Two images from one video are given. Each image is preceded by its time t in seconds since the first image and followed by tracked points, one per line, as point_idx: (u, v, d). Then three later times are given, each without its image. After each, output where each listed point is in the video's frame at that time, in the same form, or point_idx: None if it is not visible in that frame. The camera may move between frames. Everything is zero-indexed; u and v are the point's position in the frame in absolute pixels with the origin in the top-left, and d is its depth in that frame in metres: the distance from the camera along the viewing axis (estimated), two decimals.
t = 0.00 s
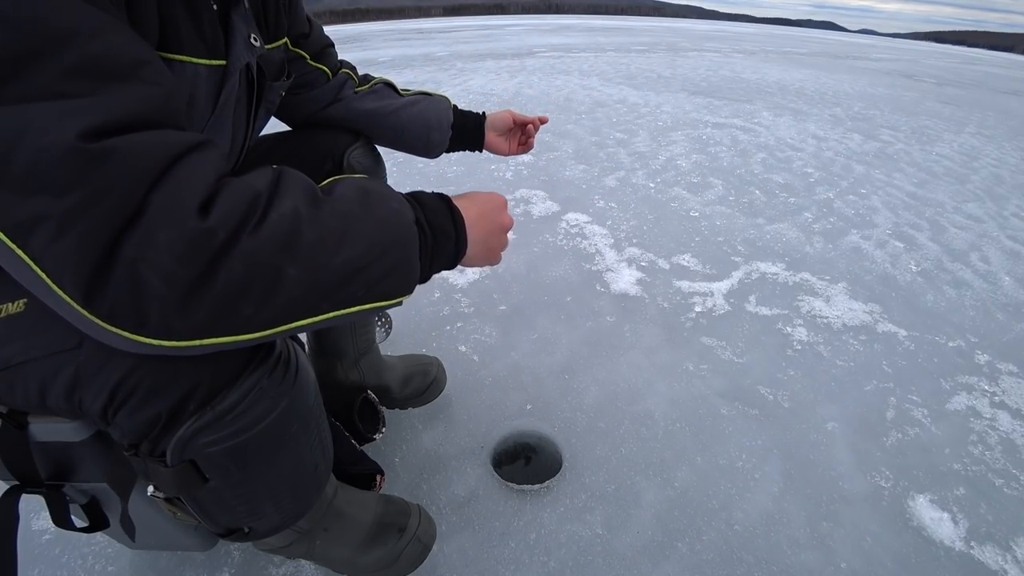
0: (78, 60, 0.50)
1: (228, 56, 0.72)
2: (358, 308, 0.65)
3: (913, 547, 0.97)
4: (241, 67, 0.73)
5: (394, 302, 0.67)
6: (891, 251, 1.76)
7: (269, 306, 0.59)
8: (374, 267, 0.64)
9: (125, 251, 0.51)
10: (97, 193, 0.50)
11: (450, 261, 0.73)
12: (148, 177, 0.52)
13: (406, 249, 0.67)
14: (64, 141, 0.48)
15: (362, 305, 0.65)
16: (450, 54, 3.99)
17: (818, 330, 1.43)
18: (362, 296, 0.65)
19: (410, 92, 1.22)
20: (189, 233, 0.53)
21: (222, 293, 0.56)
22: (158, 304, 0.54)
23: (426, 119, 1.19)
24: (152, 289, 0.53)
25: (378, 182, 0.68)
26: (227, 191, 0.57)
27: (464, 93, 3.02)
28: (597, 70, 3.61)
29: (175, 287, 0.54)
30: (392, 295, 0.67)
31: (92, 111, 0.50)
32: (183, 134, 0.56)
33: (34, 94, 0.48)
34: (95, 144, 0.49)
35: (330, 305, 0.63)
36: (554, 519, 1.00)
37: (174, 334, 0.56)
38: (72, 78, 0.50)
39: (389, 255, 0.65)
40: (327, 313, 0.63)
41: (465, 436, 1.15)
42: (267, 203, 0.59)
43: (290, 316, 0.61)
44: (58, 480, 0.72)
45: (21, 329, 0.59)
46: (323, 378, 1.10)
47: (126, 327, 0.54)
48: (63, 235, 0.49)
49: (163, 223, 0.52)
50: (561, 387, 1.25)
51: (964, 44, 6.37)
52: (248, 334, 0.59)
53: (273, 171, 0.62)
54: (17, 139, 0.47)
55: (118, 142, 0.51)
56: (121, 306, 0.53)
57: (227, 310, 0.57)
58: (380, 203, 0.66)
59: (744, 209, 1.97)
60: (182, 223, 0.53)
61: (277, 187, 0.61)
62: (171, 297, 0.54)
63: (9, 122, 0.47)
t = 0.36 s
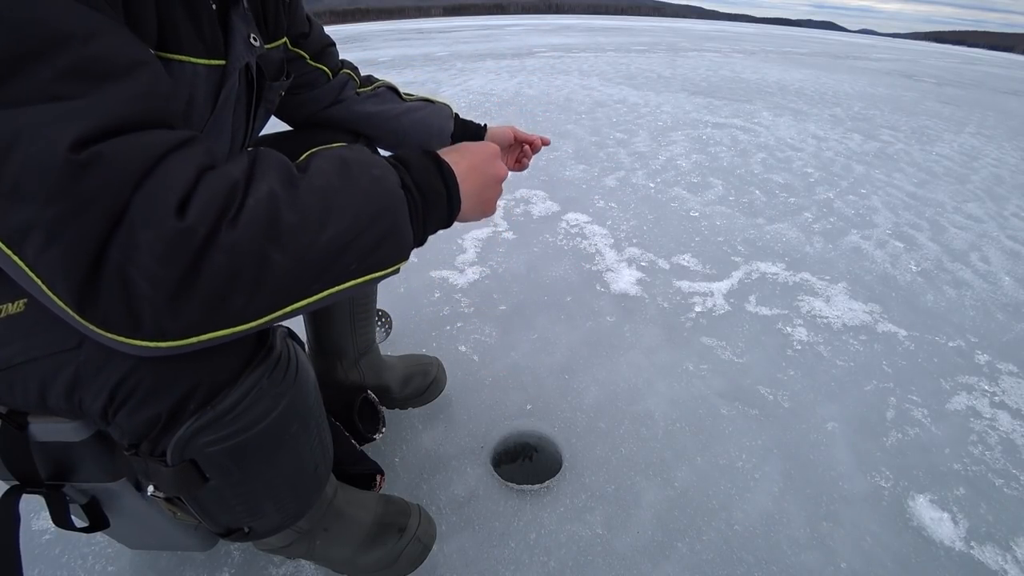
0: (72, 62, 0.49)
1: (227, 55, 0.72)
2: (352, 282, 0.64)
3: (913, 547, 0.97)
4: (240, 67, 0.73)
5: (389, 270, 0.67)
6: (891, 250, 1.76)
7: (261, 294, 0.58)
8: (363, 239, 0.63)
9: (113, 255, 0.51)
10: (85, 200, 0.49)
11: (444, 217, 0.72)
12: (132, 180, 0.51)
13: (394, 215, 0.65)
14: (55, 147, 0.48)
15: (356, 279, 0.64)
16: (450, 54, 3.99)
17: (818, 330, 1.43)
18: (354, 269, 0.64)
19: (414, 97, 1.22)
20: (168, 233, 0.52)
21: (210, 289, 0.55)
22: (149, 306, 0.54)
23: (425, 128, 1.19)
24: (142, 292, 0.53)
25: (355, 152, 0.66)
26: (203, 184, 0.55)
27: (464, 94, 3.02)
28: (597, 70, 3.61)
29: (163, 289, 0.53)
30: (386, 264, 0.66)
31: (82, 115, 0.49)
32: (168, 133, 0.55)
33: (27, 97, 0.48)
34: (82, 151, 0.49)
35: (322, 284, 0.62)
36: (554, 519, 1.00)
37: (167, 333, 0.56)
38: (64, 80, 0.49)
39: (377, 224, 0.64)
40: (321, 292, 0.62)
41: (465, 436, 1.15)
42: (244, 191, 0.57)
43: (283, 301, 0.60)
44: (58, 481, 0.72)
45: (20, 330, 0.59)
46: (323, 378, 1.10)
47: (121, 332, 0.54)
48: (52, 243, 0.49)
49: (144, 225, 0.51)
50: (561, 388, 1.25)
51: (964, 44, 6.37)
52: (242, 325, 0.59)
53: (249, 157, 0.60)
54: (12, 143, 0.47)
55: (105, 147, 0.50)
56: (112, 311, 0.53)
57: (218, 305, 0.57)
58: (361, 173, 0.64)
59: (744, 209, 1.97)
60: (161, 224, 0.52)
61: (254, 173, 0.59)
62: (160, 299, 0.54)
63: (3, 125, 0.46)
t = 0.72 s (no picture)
0: (71, 55, 0.49)
1: (226, 52, 0.72)
2: (348, 246, 0.62)
3: (913, 547, 0.97)
4: (240, 64, 0.74)
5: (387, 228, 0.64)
6: (891, 251, 1.76)
7: (258, 269, 0.57)
8: (354, 199, 0.60)
9: (113, 244, 0.51)
10: (83, 192, 0.49)
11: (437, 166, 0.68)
12: (124, 168, 0.50)
13: (384, 168, 0.62)
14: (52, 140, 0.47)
15: (352, 241, 0.62)
16: (449, 54, 3.99)
17: (818, 330, 1.43)
18: (349, 231, 0.61)
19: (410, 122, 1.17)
20: (156, 217, 0.50)
21: (207, 269, 0.54)
22: (150, 292, 0.53)
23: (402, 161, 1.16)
24: (143, 279, 0.52)
25: (335, 109, 0.62)
26: (186, 163, 0.53)
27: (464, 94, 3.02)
28: (597, 70, 3.61)
29: (160, 274, 0.52)
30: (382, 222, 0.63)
31: (77, 107, 0.48)
32: (161, 119, 0.53)
33: (28, 91, 0.48)
34: (80, 142, 0.48)
35: (318, 250, 0.60)
36: (554, 519, 1.00)
37: (172, 318, 0.55)
38: (62, 72, 0.48)
39: (366, 180, 0.60)
40: (318, 259, 0.60)
41: (465, 436, 1.15)
42: (228, 167, 0.55)
43: (281, 273, 0.58)
44: (58, 481, 0.72)
45: (25, 326, 0.60)
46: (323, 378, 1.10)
47: (127, 320, 0.54)
48: (56, 235, 0.49)
49: (135, 210, 0.50)
50: (561, 387, 1.25)
51: (964, 44, 6.37)
52: (243, 302, 0.58)
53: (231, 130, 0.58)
54: (14, 138, 0.47)
55: (103, 138, 0.49)
56: (117, 300, 0.53)
57: (216, 286, 0.55)
58: (343, 130, 0.61)
59: (744, 209, 1.97)
60: (149, 209, 0.50)
61: (236, 146, 0.56)
62: (160, 284, 0.53)
63: (5, 118, 0.47)
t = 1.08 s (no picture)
0: (71, 49, 0.49)
1: (226, 49, 0.72)
2: (346, 220, 0.60)
3: (913, 546, 0.97)
4: (240, 62, 0.73)
5: (384, 198, 0.62)
6: (891, 251, 1.76)
7: (256, 251, 0.55)
8: (347, 170, 0.58)
9: (112, 235, 0.51)
10: (84, 184, 0.49)
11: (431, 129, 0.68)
12: (121, 159, 0.50)
13: (375, 136, 0.60)
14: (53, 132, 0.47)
15: (351, 214, 0.60)
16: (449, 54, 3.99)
17: (818, 330, 1.43)
18: (346, 205, 0.59)
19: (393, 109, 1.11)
20: (148, 205, 0.50)
21: (205, 254, 0.53)
22: (152, 283, 0.52)
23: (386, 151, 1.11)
24: (144, 269, 0.52)
25: (317, 82, 0.61)
26: (174, 149, 0.52)
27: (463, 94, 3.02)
28: (597, 70, 3.62)
29: (159, 263, 0.51)
30: (380, 193, 0.61)
31: (77, 99, 0.48)
32: (156, 108, 0.53)
33: (31, 85, 0.48)
34: (81, 134, 0.48)
35: (316, 226, 0.58)
36: (554, 519, 1.00)
37: (174, 307, 0.54)
38: (64, 65, 0.49)
39: (357, 150, 0.59)
40: (318, 236, 0.58)
41: (466, 436, 1.15)
42: (216, 150, 0.54)
43: (280, 252, 0.56)
44: (58, 480, 0.72)
45: (32, 321, 0.61)
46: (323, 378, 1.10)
47: (132, 310, 0.53)
48: (58, 227, 0.49)
49: (129, 199, 0.50)
50: (561, 387, 1.25)
51: (964, 44, 6.37)
52: (245, 286, 0.56)
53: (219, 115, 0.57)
54: (18, 132, 0.47)
55: (102, 130, 0.49)
56: (121, 291, 0.53)
57: (215, 272, 0.54)
58: (327, 101, 0.59)
59: (744, 209, 1.97)
60: (142, 197, 0.50)
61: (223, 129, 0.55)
62: (160, 274, 0.52)
63: (9, 112, 0.47)
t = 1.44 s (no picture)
0: (62, 50, 0.49)
1: (224, 48, 0.72)
2: (345, 252, 0.59)
3: (913, 546, 0.97)
4: (238, 61, 0.74)
5: (390, 235, 0.60)
6: (891, 251, 1.76)
7: (249, 271, 0.55)
8: (356, 202, 0.57)
9: (101, 242, 0.50)
10: (72, 190, 0.48)
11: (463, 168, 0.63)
12: (110, 167, 0.49)
13: (394, 172, 0.58)
14: (43, 137, 0.47)
15: (353, 247, 0.59)
16: (450, 54, 3.99)
17: (818, 330, 1.43)
18: (351, 237, 0.58)
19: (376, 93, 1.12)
20: (134, 217, 0.49)
21: (191, 270, 0.52)
22: (139, 291, 0.53)
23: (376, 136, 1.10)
24: (131, 278, 0.52)
25: (343, 107, 0.59)
26: (172, 160, 0.51)
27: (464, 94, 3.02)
28: (597, 70, 3.62)
29: (144, 274, 0.51)
30: (390, 229, 0.60)
31: (68, 103, 0.48)
32: (147, 113, 0.52)
33: (23, 87, 0.48)
34: (71, 139, 0.48)
35: (315, 255, 0.57)
36: (554, 519, 1.00)
37: (163, 317, 0.54)
38: (56, 67, 0.48)
39: (370, 184, 0.57)
40: (313, 266, 0.58)
41: (466, 436, 1.15)
42: (216, 164, 0.53)
43: (274, 276, 0.56)
44: (58, 481, 0.72)
45: (31, 320, 0.61)
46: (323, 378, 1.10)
47: (121, 314, 0.54)
48: (50, 232, 0.49)
49: (119, 209, 0.50)
50: (561, 388, 1.25)
51: (964, 44, 6.37)
52: (237, 303, 0.56)
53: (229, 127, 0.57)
54: (9, 134, 0.47)
55: (92, 136, 0.49)
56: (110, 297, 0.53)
57: (204, 288, 0.54)
58: (348, 129, 0.57)
59: (744, 209, 1.97)
60: (129, 209, 0.49)
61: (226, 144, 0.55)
62: (145, 284, 0.52)
63: (2, 114, 0.47)
